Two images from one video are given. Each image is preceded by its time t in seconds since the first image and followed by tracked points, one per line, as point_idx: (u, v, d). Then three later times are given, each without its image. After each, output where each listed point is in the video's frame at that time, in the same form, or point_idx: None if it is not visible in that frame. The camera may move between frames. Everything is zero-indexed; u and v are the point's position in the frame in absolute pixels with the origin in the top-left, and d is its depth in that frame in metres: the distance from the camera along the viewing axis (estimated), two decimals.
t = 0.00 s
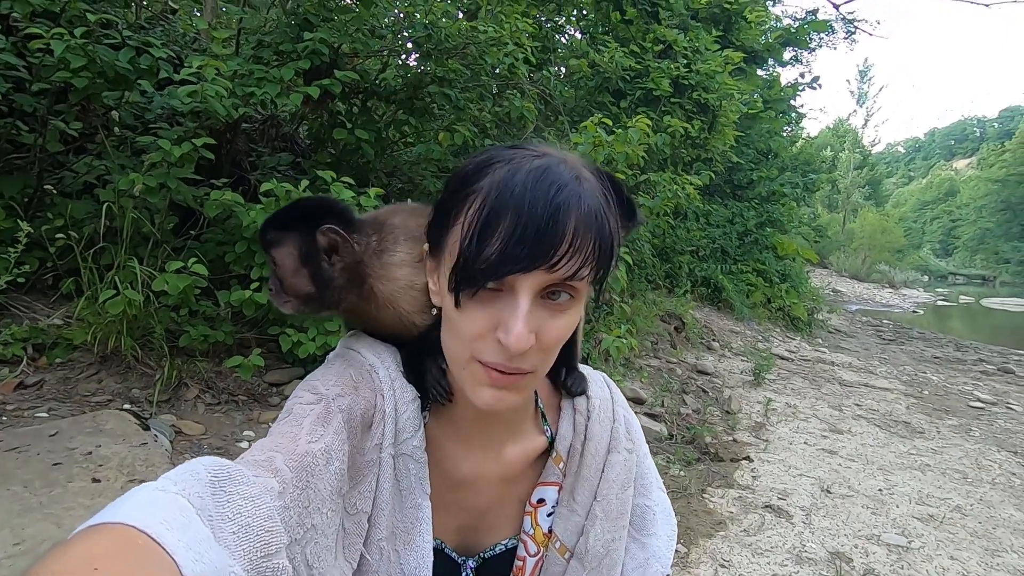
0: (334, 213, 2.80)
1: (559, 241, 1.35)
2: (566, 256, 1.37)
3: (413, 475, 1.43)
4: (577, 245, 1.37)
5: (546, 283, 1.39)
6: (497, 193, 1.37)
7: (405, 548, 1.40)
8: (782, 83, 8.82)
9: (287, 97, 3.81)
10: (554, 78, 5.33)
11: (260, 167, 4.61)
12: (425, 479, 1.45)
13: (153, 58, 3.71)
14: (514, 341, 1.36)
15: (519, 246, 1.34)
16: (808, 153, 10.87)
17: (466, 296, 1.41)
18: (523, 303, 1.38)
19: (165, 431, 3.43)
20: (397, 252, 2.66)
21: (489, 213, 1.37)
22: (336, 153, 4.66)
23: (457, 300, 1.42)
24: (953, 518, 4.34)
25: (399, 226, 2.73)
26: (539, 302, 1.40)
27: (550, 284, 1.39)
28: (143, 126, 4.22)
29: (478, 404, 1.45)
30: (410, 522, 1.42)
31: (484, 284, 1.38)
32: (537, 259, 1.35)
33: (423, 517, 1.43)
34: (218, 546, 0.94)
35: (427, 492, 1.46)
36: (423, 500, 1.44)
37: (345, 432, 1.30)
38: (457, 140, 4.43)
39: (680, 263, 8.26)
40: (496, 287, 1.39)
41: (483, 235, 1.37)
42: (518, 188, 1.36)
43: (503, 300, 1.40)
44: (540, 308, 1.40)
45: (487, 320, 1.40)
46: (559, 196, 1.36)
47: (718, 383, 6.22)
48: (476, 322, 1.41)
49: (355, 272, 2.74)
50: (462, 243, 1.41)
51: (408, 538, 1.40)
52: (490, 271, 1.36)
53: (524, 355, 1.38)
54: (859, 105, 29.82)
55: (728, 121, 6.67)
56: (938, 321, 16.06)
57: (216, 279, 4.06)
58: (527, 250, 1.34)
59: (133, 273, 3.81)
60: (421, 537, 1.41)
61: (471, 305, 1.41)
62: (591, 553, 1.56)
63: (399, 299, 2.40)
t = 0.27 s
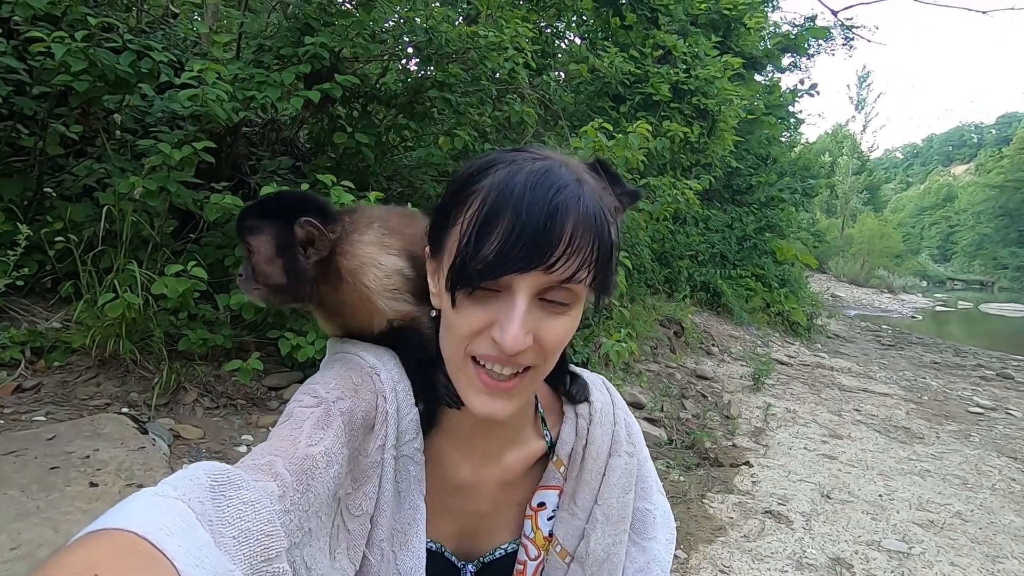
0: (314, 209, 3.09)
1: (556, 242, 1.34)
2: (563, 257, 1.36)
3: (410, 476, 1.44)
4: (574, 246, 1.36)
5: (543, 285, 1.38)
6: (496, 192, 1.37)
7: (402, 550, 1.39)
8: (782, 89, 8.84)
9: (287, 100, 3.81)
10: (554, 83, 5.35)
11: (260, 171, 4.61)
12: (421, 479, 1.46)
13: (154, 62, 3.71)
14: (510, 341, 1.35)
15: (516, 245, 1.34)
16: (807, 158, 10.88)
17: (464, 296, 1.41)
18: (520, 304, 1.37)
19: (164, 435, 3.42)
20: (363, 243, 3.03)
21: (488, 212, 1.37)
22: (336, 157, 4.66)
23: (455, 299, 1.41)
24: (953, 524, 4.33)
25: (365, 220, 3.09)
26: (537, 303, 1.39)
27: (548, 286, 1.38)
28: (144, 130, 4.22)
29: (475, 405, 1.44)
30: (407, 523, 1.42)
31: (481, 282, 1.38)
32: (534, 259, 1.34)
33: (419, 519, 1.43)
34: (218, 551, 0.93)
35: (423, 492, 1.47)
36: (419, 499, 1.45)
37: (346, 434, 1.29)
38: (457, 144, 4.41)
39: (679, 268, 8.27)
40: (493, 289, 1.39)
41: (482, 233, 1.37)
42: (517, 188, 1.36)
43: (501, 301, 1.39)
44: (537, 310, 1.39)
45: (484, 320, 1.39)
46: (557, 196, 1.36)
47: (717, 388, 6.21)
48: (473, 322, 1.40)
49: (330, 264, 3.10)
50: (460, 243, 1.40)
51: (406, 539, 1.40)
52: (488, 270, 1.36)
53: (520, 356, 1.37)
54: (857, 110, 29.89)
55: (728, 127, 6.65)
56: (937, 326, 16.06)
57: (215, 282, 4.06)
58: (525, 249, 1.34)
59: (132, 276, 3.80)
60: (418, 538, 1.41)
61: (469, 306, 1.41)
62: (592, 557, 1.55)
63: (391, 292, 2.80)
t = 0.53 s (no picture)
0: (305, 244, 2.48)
1: (539, 247, 1.35)
2: (546, 262, 1.36)
3: (406, 479, 1.44)
4: (558, 253, 1.36)
5: (526, 289, 1.38)
6: (488, 191, 1.39)
7: (393, 550, 1.39)
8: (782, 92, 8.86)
9: (289, 103, 3.82)
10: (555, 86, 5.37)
11: (262, 173, 4.62)
12: (417, 481, 1.45)
13: (156, 65, 3.72)
14: (484, 341, 1.36)
15: (498, 246, 1.35)
16: (807, 162, 10.90)
17: (449, 291, 1.43)
18: (500, 305, 1.38)
19: (165, 437, 3.42)
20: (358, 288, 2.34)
21: (477, 211, 1.39)
22: (337, 160, 4.67)
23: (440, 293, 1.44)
24: (955, 527, 4.32)
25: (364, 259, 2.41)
26: (519, 307, 1.40)
27: (530, 290, 1.38)
28: (146, 132, 4.23)
29: (450, 401, 1.46)
30: (400, 523, 1.41)
31: (465, 279, 1.40)
32: (515, 262, 1.35)
33: (412, 519, 1.43)
34: (217, 553, 0.93)
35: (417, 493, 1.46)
36: (413, 500, 1.44)
37: (344, 435, 1.30)
38: (458, 147, 4.41)
39: (680, 271, 8.27)
40: (477, 287, 1.40)
41: (468, 230, 1.39)
42: (508, 189, 1.38)
43: (484, 300, 1.40)
44: (518, 313, 1.40)
45: (464, 318, 1.41)
46: (545, 202, 1.36)
47: (718, 391, 6.21)
48: (453, 318, 1.42)
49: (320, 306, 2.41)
50: (449, 237, 1.43)
51: (398, 538, 1.39)
52: (470, 268, 1.38)
53: (495, 357, 1.39)
54: (857, 114, 29.92)
55: (728, 130, 6.67)
56: (938, 330, 16.04)
57: (216, 285, 4.06)
58: (506, 251, 1.35)
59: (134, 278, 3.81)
60: (410, 539, 1.40)
61: (453, 301, 1.43)
62: (593, 558, 1.55)
63: (378, 343, 2.04)
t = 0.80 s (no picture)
0: (328, 259, 2.38)
1: (555, 232, 1.38)
2: (563, 246, 1.38)
3: (410, 483, 1.44)
4: (573, 238, 1.39)
5: (542, 275, 1.40)
6: (502, 182, 1.43)
7: (394, 556, 1.40)
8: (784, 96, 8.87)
9: (294, 105, 3.84)
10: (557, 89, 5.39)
11: (266, 175, 4.65)
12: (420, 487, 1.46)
13: (162, 67, 3.75)
14: (503, 326, 1.36)
15: (515, 232, 1.37)
16: (809, 166, 10.91)
17: (465, 281, 1.44)
18: (517, 290, 1.39)
19: (168, 436, 3.43)
20: (378, 314, 2.31)
21: (492, 201, 1.42)
22: (341, 162, 4.70)
23: (455, 285, 1.45)
24: (957, 531, 4.32)
25: (381, 285, 2.38)
26: (535, 294, 1.41)
27: (546, 277, 1.40)
28: (151, 134, 4.26)
29: (468, 392, 1.45)
30: (402, 529, 1.42)
31: (481, 268, 1.41)
32: (532, 248, 1.37)
33: (413, 526, 1.44)
34: (226, 551, 0.95)
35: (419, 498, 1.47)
36: (416, 507, 1.44)
37: (350, 436, 1.30)
38: (461, 150, 4.54)
39: (682, 274, 8.28)
40: (493, 275, 1.41)
41: (484, 220, 1.42)
42: (522, 179, 1.41)
43: (500, 288, 1.41)
44: (535, 300, 1.40)
45: (481, 305, 1.41)
46: (559, 189, 1.40)
47: (720, 394, 6.21)
48: (469, 308, 1.42)
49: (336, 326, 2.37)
50: (464, 229, 1.45)
51: (399, 545, 1.40)
52: (487, 255, 1.39)
53: (513, 344, 1.39)
54: (860, 119, 29.92)
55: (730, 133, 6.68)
56: (941, 334, 16.01)
57: (220, 285, 4.08)
58: (523, 237, 1.37)
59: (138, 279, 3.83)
60: (410, 546, 1.42)
61: (468, 291, 1.43)
62: (596, 554, 1.56)
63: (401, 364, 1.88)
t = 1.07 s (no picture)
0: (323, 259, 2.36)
1: (559, 223, 1.37)
2: (568, 237, 1.38)
3: (418, 479, 1.44)
4: (578, 228, 1.39)
5: (548, 267, 1.39)
6: (501, 177, 1.41)
7: (409, 552, 1.39)
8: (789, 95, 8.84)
9: (296, 104, 3.84)
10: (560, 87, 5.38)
11: (269, 174, 4.65)
12: (427, 481, 1.45)
13: (165, 66, 3.75)
14: (514, 320, 1.36)
15: (520, 226, 1.36)
16: (814, 165, 10.87)
17: (469, 278, 1.43)
18: (524, 283, 1.38)
19: (171, 434, 3.44)
20: (370, 312, 2.31)
21: (492, 196, 1.40)
22: (344, 161, 4.69)
23: (460, 282, 1.43)
24: (962, 532, 4.30)
25: (374, 287, 2.39)
26: (542, 286, 1.40)
27: (552, 269, 1.40)
28: (154, 133, 4.26)
29: (480, 388, 1.45)
30: (414, 525, 1.41)
31: (487, 264, 1.40)
32: (538, 241, 1.37)
33: (425, 521, 1.43)
34: (217, 554, 0.95)
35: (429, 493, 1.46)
36: (425, 501, 1.44)
37: (348, 435, 1.30)
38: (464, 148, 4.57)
39: (685, 273, 8.26)
40: (499, 270, 1.40)
41: (486, 216, 1.40)
42: (522, 171, 1.40)
43: (505, 283, 1.40)
44: (543, 292, 1.40)
45: (489, 301, 1.40)
46: (560, 180, 1.39)
47: (723, 394, 6.19)
48: (477, 304, 1.41)
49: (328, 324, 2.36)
50: (466, 226, 1.43)
51: (413, 541, 1.40)
52: (492, 251, 1.38)
53: (524, 337, 1.38)
54: (865, 117, 29.80)
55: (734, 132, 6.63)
56: (946, 334, 15.94)
57: (223, 284, 4.08)
58: (528, 230, 1.36)
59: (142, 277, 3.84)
60: (424, 541, 1.41)
61: (474, 288, 1.42)
62: (600, 555, 1.56)
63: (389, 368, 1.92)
